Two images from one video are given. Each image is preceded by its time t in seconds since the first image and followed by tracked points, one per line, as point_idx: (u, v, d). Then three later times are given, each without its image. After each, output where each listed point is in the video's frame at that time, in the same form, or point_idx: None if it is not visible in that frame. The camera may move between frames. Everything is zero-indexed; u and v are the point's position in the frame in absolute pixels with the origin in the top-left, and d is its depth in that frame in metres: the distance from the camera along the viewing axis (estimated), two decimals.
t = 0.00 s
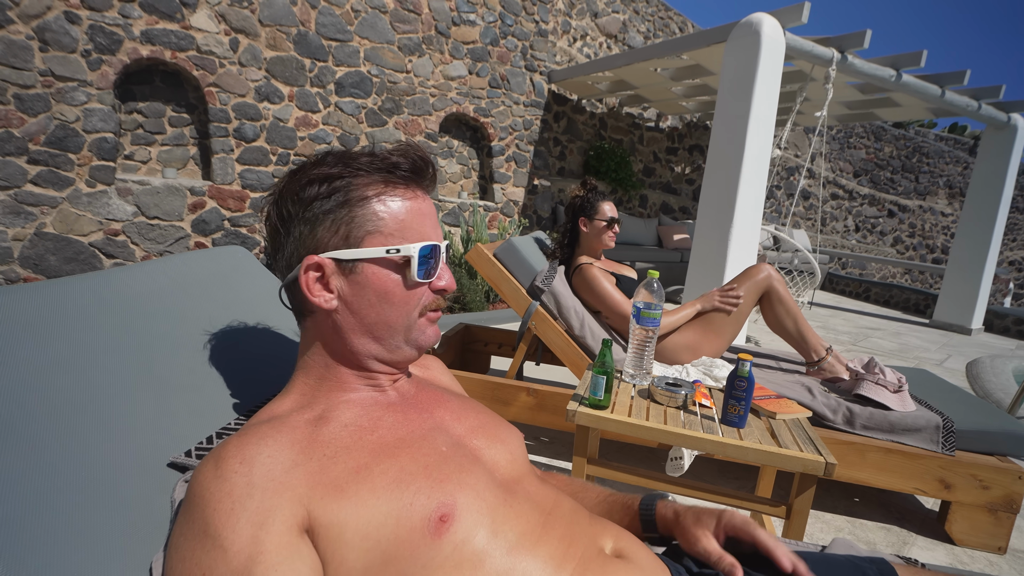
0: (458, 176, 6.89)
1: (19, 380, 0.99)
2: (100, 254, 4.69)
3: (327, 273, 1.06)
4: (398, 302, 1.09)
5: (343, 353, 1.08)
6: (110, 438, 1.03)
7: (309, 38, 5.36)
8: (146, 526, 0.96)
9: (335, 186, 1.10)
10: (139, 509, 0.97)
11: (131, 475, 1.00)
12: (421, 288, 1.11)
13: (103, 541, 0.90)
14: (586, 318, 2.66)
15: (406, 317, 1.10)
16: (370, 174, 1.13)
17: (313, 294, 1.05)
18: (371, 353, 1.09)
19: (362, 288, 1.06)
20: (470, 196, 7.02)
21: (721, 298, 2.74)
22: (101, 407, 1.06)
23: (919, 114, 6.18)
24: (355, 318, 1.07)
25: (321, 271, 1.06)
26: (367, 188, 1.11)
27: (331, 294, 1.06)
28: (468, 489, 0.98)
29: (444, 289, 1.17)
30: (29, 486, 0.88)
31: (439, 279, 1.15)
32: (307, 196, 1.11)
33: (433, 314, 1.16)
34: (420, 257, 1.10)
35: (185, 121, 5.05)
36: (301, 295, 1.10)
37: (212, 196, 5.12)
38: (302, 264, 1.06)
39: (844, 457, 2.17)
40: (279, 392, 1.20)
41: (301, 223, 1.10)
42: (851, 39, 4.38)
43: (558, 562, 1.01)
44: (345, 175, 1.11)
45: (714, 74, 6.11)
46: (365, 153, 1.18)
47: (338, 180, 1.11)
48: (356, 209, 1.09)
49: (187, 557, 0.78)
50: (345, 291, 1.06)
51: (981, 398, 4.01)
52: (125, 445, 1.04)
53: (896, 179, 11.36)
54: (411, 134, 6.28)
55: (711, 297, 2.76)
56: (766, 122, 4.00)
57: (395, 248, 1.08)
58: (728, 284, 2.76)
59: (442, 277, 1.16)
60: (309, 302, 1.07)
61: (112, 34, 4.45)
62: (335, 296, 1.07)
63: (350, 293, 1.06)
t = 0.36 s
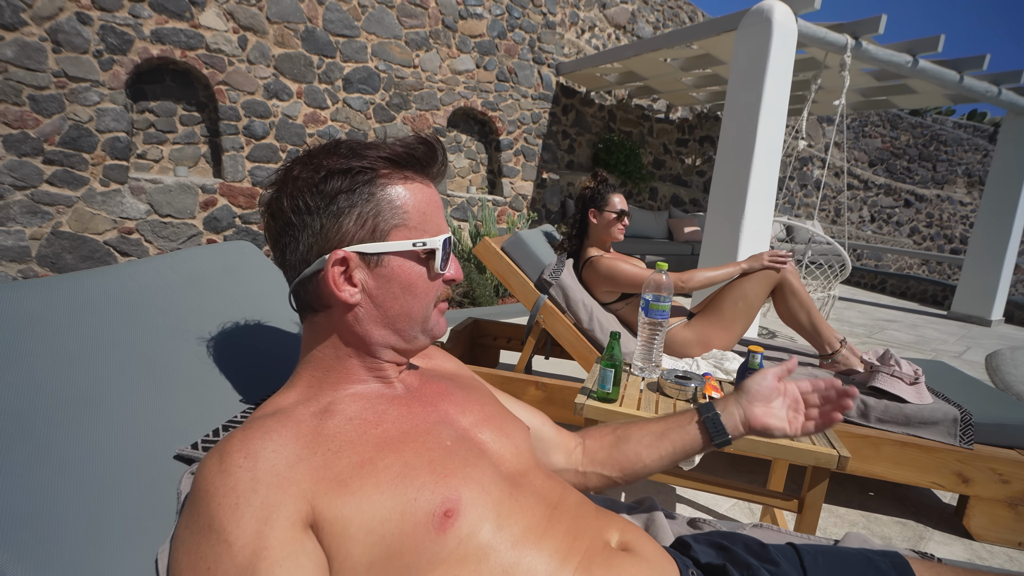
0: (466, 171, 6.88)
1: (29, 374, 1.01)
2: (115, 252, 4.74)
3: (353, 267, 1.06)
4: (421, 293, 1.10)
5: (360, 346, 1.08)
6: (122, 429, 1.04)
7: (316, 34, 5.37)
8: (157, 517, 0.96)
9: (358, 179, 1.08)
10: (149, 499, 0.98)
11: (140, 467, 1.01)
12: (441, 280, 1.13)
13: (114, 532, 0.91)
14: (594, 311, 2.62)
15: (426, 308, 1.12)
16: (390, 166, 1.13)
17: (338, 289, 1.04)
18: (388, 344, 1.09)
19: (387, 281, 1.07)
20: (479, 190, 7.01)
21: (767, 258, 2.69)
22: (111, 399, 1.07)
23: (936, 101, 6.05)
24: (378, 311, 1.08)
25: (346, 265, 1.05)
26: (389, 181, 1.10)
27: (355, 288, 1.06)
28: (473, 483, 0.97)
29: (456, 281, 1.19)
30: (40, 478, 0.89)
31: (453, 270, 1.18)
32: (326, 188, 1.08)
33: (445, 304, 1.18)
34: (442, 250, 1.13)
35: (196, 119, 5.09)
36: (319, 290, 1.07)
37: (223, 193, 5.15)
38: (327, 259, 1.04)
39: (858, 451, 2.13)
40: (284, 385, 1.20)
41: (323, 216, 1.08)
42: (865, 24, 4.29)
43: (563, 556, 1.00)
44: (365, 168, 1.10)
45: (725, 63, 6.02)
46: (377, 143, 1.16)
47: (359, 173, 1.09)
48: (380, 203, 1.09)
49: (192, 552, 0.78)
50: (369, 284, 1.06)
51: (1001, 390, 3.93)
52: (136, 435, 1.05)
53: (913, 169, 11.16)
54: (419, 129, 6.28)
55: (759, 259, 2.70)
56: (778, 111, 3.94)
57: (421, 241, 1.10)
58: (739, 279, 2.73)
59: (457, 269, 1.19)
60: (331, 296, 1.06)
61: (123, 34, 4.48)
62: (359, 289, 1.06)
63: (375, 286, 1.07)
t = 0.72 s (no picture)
0: (472, 171, 6.89)
1: (51, 377, 1.02)
2: (123, 252, 4.77)
3: (368, 268, 1.06)
4: (436, 295, 1.11)
5: (376, 348, 1.09)
6: (142, 431, 1.05)
7: (322, 34, 5.38)
8: (179, 520, 0.98)
9: (374, 181, 1.09)
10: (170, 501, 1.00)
11: (162, 468, 1.03)
12: (455, 282, 1.14)
13: (137, 534, 0.92)
14: (603, 311, 2.64)
15: (440, 310, 1.12)
16: (406, 169, 1.14)
17: (353, 290, 1.05)
18: (403, 345, 1.10)
19: (402, 283, 1.07)
20: (484, 190, 7.02)
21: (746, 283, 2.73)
22: (131, 400, 1.08)
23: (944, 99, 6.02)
24: (393, 312, 1.08)
25: (362, 266, 1.06)
26: (405, 184, 1.11)
27: (370, 289, 1.06)
28: (491, 485, 0.98)
29: (471, 284, 1.20)
30: (67, 479, 0.91)
31: (468, 273, 1.18)
32: (344, 190, 1.09)
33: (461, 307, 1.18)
34: (457, 253, 1.14)
35: (203, 120, 5.11)
36: (336, 290, 1.08)
37: (229, 194, 5.18)
38: (343, 260, 1.05)
39: (868, 450, 2.13)
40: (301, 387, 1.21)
41: (339, 217, 1.08)
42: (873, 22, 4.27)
43: (581, 558, 1.01)
44: (382, 170, 1.11)
45: (730, 62, 6.00)
46: (393, 146, 1.17)
47: (375, 175, 1.10)
48: (396, 205, 1.09)
49: (214, 553, 0.79)
50: (384, 286, 1.07)
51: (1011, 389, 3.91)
52: (155, 438, 1.06)
53: (920, 166, 11.12)
54: (425, 129, 6.28)
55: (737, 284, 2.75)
56: (785, 110, 3.93)
57: (435, 243, 1.10)
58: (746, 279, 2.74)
59: (471, 272, 1.19)
60: (347, 296, 1.06)
61: (130, 35, 4.50)
62: (374, 291, 1.07)
63: (390, 287, 1.07)
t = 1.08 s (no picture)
0: (475, 169, 6.89)
1: (64, 374, 1.03)
2: (129, 253, 4.79)
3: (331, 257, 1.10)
4: (390, 288, 1.06)
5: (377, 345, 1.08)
6: (154, 428, 1.06)
7: (325, 34, 5.38)
8: (192, 516, 0.98)
9: (342, 172, 1.13)
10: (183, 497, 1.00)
11: (175, 465, 1.03)
12: (414, 274, 1.07)
13: (151, 529, 0.93)
14: (608, 308, 2.64)
15: (400, 305, 1.07)
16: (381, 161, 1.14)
17: (316, 276, 1.11)
18: (372, 339, 1.08)
19: (355, 273, 1.07)
20: (488, 188, 7.02)
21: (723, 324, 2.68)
22: (144, 397, 1.09)
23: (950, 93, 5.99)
24: (353, 303, 1.08)
25: (324, 255, 1.10)
26: (370, 172, 1.12)
27: (333, 277, 1.11)
28: (502, 482, 0.98)
29: (446, 280, 1.11)
30: (82, 476, 0.92)
31: (440, 265, 1.10)
32: (325, 184, 1.17)
33: (437, 304, 1.10)
34: (407, 241, 1.06)
35: (207, 120, 5.12)
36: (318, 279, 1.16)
37: (234, 193, 5.19)
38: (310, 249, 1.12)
39: (876, 446, 2.12)
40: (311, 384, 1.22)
41: (319, 212, 1.16)
42: (879, 16, 4.25)
43: (593, 555, 1.01)
44: (350, 161, 1.14)
45: (734, 57, 5.98)
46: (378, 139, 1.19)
47: (343, 166, 1.14)
48: (357, 193, 1.11)
49: (227, 548, 0.80)
50: (343, 275, 1.09)
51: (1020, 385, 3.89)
52: (168, 434, 1.07)
53: (926, 162, 11.06)
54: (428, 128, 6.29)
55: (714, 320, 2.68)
56: (789, 105, 3.91)
57: (382, 231, 1.06)
58: (753, 276, 2.73)
59: (442, 266, 1.10)
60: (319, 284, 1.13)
61: (135, 36, 4.51)
62: (337, 279, 1.11)
63: (347, 277, 1.08)
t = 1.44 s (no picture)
0: (478, 166, 6.90)
1: (84, 368, 1.06)
2: (135, 250, 4.82)
3: (337, 253, 1.16)
4: (381, 285, 1.08)
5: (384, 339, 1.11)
6: (170, 421, 1.09)
7: (329, 31, 5.39)
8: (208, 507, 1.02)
9: (345, 169, 1.17)
10: (201, 489, 1.03)
11: (192, 457, 1.07)
12: (402, 272, 1.07)
13: (171, 519, 0.95)
14: (613, 305, 2.65)
15: (387, 302, 1.08)
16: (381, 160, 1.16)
17: (324, 270, 1.18)
18: (369, 335, 1.11)
19: (354, 268, 1.11)
20: (491, 185, 7.03)
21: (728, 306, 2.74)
22: (161, 392, 1.12)
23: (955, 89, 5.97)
24: (352, 298, 1.13)
25: (330, 250, 1.17)
26: (369, 170, 1.15)
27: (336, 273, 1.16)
28: (513, 475, 0.99)
29: (439, 278, 1.10)
30: (106, 465, 0.95)
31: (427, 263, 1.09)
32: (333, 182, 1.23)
33: (426, 303, 1.10)
34: (394, 240, 1.07)
35: (212, 117, 5.14)
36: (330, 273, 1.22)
37: (239, 190, 5.21)
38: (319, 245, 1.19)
39: (880, 442, 2.14)
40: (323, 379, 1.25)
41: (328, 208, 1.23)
42: (884, 13, 4.24)
43: (602, 548, 1.02)
44: (352, 159, 1.17)
45: (738, 54, 5.97)
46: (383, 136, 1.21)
47: (346, 164, 1.18)
48: (357, 191, 1.15)
49: (245, 535, 0.82)
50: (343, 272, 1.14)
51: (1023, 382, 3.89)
52: (182, 428, 1.10)
53: (930, 158, 11.03)
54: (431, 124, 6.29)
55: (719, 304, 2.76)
56: (794, 102, 3.91)
57: (373, 228, 1.08)
58: (758, 271, 2.74)
59: (434, 264, 1.09)
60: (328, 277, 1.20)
61: (140, 34, 4.53)
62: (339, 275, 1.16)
63: (348, 272, 1.13)
